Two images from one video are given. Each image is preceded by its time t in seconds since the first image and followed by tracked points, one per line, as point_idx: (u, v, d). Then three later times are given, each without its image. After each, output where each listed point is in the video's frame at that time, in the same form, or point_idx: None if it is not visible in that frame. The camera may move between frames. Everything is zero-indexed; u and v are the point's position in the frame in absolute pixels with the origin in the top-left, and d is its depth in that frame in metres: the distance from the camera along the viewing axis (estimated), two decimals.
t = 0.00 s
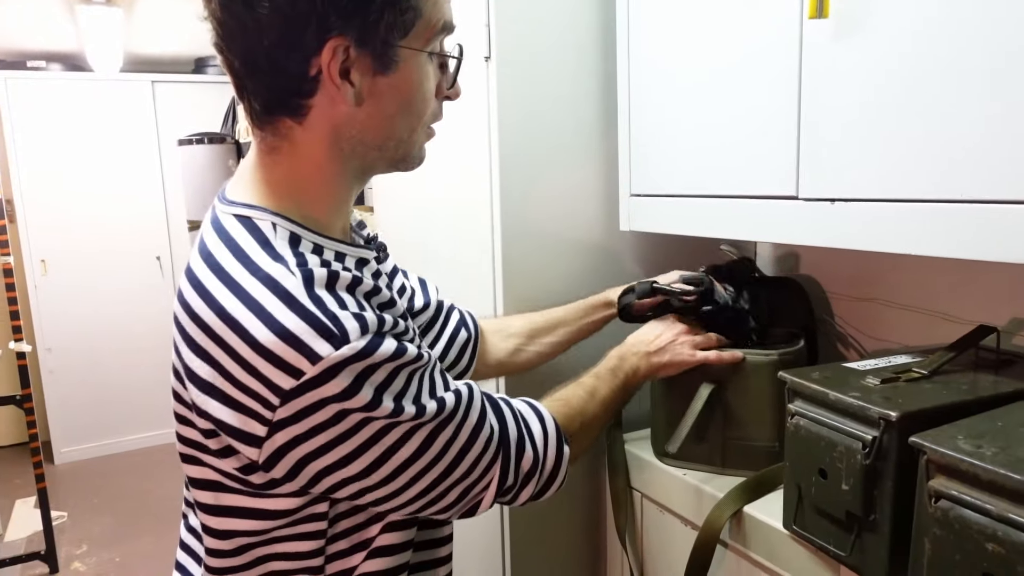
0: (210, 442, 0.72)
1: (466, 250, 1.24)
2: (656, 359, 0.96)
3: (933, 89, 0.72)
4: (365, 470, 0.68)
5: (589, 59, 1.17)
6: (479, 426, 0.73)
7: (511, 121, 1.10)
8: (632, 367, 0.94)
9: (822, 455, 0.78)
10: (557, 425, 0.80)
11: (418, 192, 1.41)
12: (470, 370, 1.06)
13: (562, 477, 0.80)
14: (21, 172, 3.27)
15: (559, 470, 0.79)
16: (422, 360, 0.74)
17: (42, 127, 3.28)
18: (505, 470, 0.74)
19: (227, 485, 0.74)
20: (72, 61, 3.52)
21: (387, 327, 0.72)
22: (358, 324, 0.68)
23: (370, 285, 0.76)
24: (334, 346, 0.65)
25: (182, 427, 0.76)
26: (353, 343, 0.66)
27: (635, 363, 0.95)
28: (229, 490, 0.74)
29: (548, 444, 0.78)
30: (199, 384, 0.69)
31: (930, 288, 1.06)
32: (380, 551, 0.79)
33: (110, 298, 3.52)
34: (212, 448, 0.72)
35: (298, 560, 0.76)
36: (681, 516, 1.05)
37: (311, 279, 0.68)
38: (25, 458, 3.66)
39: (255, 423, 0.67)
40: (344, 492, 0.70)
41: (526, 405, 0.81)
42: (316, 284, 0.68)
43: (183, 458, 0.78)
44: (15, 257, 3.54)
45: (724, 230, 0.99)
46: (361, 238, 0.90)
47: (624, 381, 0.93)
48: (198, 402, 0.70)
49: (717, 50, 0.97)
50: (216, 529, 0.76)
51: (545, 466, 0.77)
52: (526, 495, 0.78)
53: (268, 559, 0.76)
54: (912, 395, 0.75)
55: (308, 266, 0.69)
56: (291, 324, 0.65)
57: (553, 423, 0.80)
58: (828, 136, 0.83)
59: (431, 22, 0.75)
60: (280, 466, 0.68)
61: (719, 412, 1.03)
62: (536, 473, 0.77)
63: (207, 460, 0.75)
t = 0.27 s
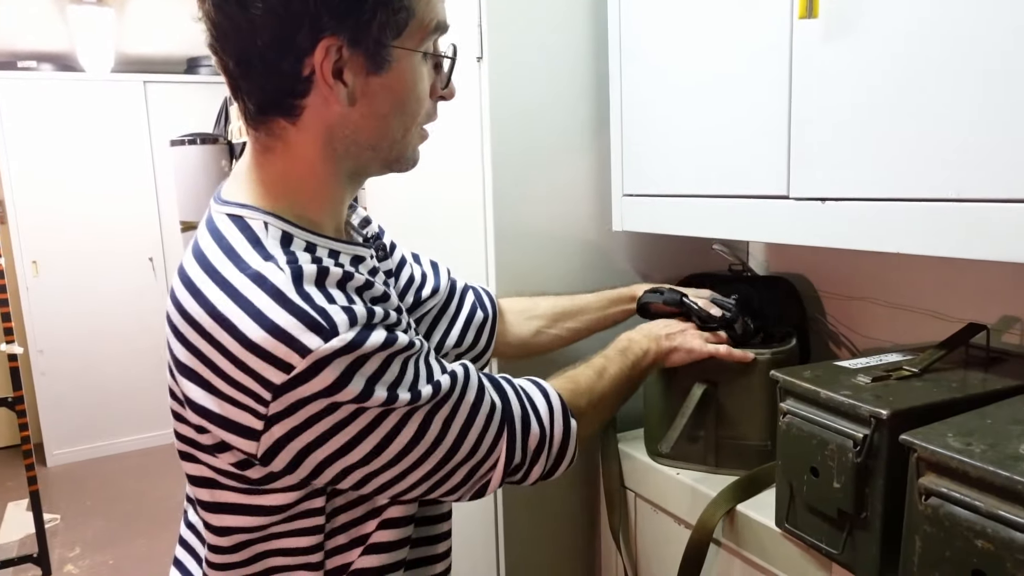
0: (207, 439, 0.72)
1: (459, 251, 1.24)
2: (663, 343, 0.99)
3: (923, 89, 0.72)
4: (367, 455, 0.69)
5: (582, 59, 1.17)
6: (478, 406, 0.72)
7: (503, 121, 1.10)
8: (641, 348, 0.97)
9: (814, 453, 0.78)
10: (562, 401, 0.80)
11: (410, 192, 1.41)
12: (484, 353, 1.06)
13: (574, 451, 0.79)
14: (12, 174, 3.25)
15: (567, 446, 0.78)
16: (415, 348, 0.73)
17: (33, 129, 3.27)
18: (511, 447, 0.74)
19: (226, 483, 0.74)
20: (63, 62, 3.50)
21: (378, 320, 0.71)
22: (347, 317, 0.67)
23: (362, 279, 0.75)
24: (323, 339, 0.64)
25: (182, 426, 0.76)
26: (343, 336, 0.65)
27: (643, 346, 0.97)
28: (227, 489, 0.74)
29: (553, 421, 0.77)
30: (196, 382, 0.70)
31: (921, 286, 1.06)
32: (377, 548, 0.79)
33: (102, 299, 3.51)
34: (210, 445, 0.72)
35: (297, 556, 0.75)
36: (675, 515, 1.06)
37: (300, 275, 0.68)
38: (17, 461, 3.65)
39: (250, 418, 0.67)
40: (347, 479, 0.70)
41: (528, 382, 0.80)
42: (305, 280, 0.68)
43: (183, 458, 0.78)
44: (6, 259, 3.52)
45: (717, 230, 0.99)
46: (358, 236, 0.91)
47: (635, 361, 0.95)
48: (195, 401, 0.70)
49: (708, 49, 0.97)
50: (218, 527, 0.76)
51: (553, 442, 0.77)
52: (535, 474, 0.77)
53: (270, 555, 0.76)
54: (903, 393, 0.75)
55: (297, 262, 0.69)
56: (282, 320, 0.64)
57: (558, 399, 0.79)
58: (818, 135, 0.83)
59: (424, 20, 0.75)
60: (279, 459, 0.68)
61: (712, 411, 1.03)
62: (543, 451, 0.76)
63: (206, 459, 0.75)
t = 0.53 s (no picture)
0: (199, 432, 0.72)
1: (456, 252, 1.24)
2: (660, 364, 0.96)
3: (919, 90, 0.72)
4: (347, 465, 0.67)
5: (579, 60, 1.18)
6: (469, 430, 0.71)
7: (501, 123, 1.10)
8: (636, 369, 0.94)
9: (811, 454, 0.78)
10: (557, 433, 0.79)
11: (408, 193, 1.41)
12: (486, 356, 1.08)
13: (567, 482, 0.78)
14: (8, 175, 3.25)
15: (561, 480, 0.77)
16: (405, 355, 0.72)
17: (29, 130, 3.26)
18: (499, 478, 0.73)
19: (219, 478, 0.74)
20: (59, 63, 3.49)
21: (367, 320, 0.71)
22: (333, 313, 0.66)
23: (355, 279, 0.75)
24: (308, 333, 0.64)
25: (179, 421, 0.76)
26: (327, 331, 0.65)
27: (641, 365, 0.95)
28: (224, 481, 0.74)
29: (544, 453, 0.77)
30: (189, 377, 0.70)
31: (917, 287, 1.07)
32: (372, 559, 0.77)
33: (99, 300, 3.50)
34: (202, 439, 0.73)
35: (290, 558, 0.75)
36: (673, 517, 1.06)
37: (291, 270, 0.67)
38: (13, 463, 3.64)
39: (237, 412, 0.67)
40: (329, 486, 0.69)
41: (525, 413, 0.80)
42: (296, 275, 0.68)
43: (180, 453, 0.78)
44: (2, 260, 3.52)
45: (714, 231, 0.99)
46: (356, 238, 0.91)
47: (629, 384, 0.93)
48: (187, 396, 0.71)
49: (705, 51, 0.97)
50: (209, 521, 0.76)
51: (545, 474, 0.76)
52: (526, 505, 0.76)
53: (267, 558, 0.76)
54: (900, 395, 0.75)
55: (290, 258, 0.69)
56: (270, 314, 0.64)
57: (553, 431, 0.79)
58: (815, 137, 0.84)
59: (420, 22, 0.75)
60: (263, 455, 0.68)
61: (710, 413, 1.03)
62: (533, 484, 0.75)
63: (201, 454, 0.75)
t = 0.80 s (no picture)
0: (200, 421, 0.72)
1: (455, 251, 1.24)
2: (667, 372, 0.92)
3: (918, 89, 0.72)
4: (348, 451, 0.67)
5: (577, 59, 1.17)
6: (471, 414, 0.70)
7: (499, 121, 1.10)
8: (647, 369, 0.91)
9: (810, 453, 0.78)
10: (567, 421, 0.78)
11: (406, 192, 1.41)
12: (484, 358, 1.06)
13: (580, 471, 0.76)
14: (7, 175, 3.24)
15: (572, 468, 0.76)
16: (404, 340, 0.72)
17: (28, 129, 3.26)
18: (506, 464, 0.72)
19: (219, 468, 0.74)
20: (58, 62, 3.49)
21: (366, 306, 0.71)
22: (331, 297, 0.66)
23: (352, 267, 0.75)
24: (306, 315, 0.64)
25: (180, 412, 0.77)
26: (325, 314, 0.65)
27: (651, 366, 0.92)
28: (223, 477, 0.74)
29: (553, 441, 0.75)
30: (191, 366, 0.70)
31: (916, 286, 1.07)
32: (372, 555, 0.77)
33: (97, 300, 3.50)
34: (204, 427, 0.72)
35: (291, 548, 0.76)
36: (672, 515, 1.05)
37: (289, 256, 0.68)
38: (11, 462, 3.63)
39: (238, 398, 0.66)
40: (333, 472, 0.68)
41: (533, 402, 0.78)
42: (294, 261, 0.68)
43: (180, 445, 0.78)
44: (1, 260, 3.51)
45: (713, 230, 0.99)
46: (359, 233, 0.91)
47: (641, 382, 0.90)
48: (189, 384, 0.71)
49: (704, 49, 0.97)
50: (211, 510, 0.76)
51: (555, 463, 0.75)
52: (536, 494, 0.74)
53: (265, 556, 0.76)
54: (899, 393, 0.75)
55: (286, 246, 0.69)
56: (269, 298, 0.64)
57: (563, 418, 0.77)
58: (814, 135, 0.84)
59: (415, 20, 0.75)
60: (265, 441, 0.67)
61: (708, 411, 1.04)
62: (542, 471, 0.74)
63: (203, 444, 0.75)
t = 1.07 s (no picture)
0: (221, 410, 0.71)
1: (457, 248, 1.23)
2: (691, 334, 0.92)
3: (921, 84, 0.72)
4: (384, 417, 0.66)
5: (579, 55, 1.17)
6: (496, 365, 0.70)
7: (502, 117, 1.10)
8: (672, 326, 0.91)
9: (814, 449, 0.78)
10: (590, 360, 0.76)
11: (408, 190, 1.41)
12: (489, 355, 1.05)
13: (609, 410, 0.75)
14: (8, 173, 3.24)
15: (601, 402, 0.74)
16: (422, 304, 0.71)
17: (29, 128, 3.26)
18: (539, 403, 0.71)
19: (237, 460, 0.73)
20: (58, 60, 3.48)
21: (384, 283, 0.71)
22: (353, 277, 0.66)
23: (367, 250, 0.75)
24: (331, 294, 0.64)
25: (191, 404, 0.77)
26: (349, 291, 0.65)
27: (676, 324, 0.91)
28: (231, 471, 0.75)
29: (580, 373, 0.74)
30: (209, 358, 0.69)
31: (920, 282, 1.06)
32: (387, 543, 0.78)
33: (99, 298, 3.50)
34: (223, 416, 0.72)
35: (309, 539, 0.76)
36: (675, 512, 1.05)
37: (307, 242, 0.67)
38: (14, 460, 3.64)
39: (266, 382, 0.66)
40: (370, 442, 0.68)
41: (555, 346, 0.77)
42: (312, 248, 0.67)
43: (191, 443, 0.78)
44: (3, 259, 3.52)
45: (716, 226, 0.99)
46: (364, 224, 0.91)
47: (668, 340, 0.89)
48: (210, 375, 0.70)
49: (706, 45, 0.97)
50: (232, 502, 0.75)
51: (585, 396, 0.73)
52: (571, 434, 0.73)
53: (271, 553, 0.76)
54: (903, 390, 0.75)
55: (302, 233, 0.69)
56: (292, 281, 0.64)
57: (585, 356, 0.76)
58: (818, 131, 0.83)
59: (420, 13, 0.75)
60: (298, 422, 0.67)
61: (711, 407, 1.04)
62: (576, 405, 0.73)
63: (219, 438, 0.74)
